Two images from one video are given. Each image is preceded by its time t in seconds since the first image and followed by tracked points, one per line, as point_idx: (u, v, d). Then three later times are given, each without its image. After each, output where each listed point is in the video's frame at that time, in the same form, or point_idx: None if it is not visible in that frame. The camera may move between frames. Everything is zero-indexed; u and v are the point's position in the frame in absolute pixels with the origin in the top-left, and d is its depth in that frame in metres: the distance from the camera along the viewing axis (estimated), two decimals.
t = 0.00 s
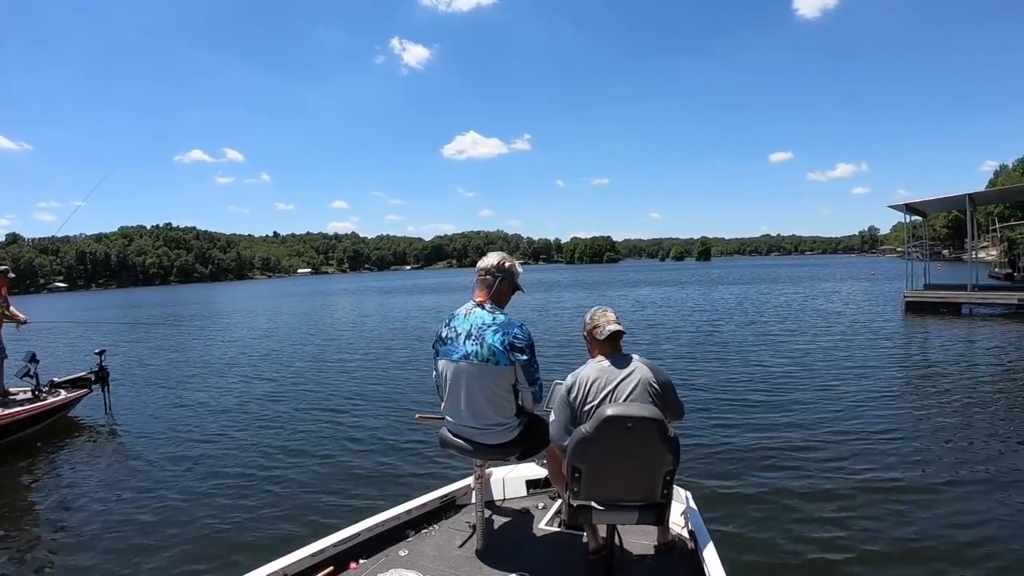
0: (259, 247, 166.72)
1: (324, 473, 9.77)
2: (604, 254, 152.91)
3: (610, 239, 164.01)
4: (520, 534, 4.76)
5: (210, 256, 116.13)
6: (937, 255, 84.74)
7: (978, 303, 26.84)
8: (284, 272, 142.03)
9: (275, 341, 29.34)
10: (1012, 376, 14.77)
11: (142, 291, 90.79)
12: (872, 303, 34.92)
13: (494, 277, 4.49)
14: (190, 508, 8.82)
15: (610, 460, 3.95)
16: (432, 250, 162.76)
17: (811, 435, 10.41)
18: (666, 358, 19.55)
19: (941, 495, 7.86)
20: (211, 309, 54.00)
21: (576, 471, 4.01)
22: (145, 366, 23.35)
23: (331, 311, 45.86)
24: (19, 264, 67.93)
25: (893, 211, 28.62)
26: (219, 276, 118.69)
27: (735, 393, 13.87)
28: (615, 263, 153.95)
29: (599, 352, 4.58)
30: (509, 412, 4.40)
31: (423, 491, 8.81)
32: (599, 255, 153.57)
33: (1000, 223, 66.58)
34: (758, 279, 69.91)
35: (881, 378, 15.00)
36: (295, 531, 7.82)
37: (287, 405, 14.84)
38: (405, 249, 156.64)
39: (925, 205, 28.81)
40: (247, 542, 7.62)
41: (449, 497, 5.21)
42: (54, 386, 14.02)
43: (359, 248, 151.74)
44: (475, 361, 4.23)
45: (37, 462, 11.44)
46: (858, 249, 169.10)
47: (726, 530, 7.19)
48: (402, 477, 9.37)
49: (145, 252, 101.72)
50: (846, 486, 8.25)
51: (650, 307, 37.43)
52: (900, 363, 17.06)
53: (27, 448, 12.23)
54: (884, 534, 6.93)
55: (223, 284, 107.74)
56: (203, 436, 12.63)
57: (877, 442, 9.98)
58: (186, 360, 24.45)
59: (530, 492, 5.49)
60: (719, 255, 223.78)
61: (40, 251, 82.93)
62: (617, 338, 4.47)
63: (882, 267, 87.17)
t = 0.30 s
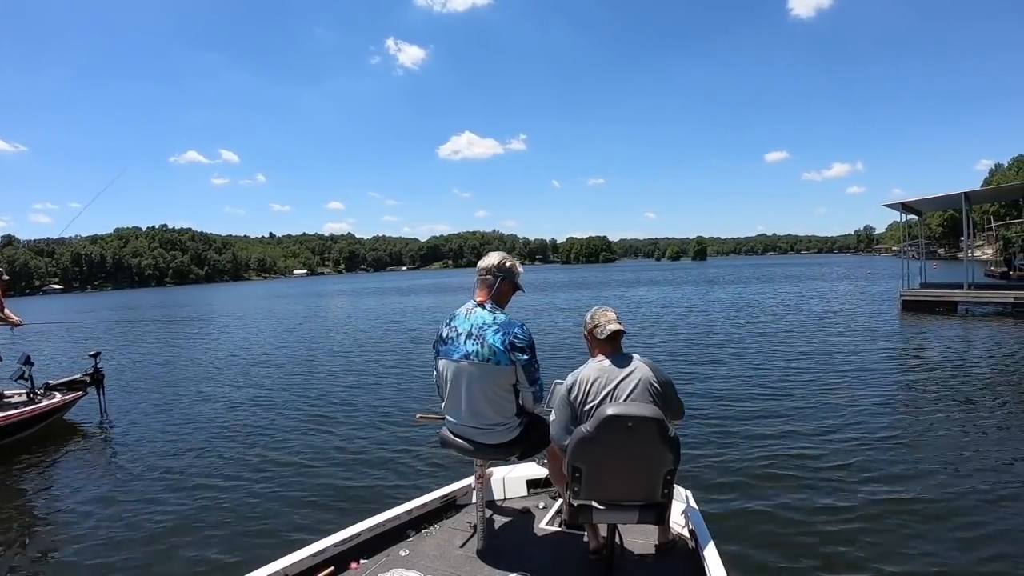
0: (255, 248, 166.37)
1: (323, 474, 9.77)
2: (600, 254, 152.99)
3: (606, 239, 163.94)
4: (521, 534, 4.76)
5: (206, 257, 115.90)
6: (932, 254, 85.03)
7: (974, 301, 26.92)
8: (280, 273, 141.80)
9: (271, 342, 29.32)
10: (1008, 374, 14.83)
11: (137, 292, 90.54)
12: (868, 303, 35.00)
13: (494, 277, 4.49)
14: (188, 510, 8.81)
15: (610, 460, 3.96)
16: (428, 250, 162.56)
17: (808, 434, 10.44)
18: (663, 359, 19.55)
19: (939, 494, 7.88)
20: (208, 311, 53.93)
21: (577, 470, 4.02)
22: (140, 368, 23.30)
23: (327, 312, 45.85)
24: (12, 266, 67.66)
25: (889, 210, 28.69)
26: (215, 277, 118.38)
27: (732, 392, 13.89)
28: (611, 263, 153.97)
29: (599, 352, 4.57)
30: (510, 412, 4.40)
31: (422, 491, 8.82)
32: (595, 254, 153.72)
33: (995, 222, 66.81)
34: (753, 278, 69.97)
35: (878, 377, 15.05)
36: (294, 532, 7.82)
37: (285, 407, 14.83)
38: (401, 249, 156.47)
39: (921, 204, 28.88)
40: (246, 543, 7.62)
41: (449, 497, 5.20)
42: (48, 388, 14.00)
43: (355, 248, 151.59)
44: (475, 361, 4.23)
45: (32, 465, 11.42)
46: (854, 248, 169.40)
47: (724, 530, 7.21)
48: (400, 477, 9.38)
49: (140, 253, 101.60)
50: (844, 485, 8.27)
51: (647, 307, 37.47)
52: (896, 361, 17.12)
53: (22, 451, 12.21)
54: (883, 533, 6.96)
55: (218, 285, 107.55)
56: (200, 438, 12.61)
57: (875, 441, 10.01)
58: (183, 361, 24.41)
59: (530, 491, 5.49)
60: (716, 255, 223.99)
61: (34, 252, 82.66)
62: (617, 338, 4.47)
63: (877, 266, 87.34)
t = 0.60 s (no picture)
0: (251, 248, 166.22)
1: (322, 475, 9.77)
2: (596, 254, 153.15)
3: (602, 239, 164.06)
4: (523, 534, 4.77)
5: (202, 258, 115.79)
6: (928, 255, 85.32)
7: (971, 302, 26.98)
8: (277, 274, 141.69)
9: (267, 343, 29.31)
10: (1004, 375, 14.89)
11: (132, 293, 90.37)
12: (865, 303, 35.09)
13: (496, 277, 4.49)
14: (186, 511, 8.79)
15: (612, 460, 3.96)
16: (425, 250, 162.48)
17: (807, 435, 10.46)
18: (660, 360, 19.60)
19: (938, 494, 7.91)
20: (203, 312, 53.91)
21: (579, 470, 4.02)
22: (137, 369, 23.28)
23: (324, 313, 45.83)
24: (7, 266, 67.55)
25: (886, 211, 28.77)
26: (211, 278, 118.26)
27: (730, 393, 13.92)
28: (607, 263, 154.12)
29: (601, 351, 4.58)
30: (511, 412, 4.40)
31: (421, 492, 8.82)
32: (591, 255, 153.90)
33: (990, 222, 67.06)
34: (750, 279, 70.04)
35: (875, 377, 15.09)
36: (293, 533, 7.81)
37: (283, 407, 14.84)
38: (398, 250, 156.43)
39: (917, 204, 28.98)
40: (245, 544, 7.61)
41: (451, 497, 5.20)
42: (43, 390, 13.97)
43: (352, 249, 151.55)
44: (477, 362, 4.23)
45: (27, 466, 11.42)
46: (851, 249, 169.76)
47: (724, 530, 7.22)
48: (399, 478, 9.38)
49: (136, 254, 101.55)
50: (842, 485, 8.29)
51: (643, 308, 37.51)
52: (892, 362, 17.17)
53: (17, 453, 12.19)
54: (882, 532, 6.97)
55: (214, 286, 107.44)
56: (198, 439, 12.59)
57: (873, 441, 10.03)
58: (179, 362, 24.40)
59: (531, 491, 5.50)
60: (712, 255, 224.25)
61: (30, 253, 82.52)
62: (619, 338, 4.47)
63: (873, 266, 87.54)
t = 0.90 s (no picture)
0: (247, 249, 166.12)
1: (320, 476, 9.77)
2: (592, 255, 153.31)
3: (598, 240, 164.18)
4: (523, 534, 4.76)
5: (198, 258, 115.66)
6: (924, 255, 85.49)
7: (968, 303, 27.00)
8: (273, 274, 141.61)
9: (263, 343, 29.30)
10: (1000, 376, 14.93)
11: (127, 293, 90.25)
12: (861, 304, 35.11)
13: (496, 277, 4.49)
14: (184, 512, 8.78)
15: (612, 460, 3.96)
16: (421, 250, 162.38)
17: (804, 435, 10.48)
18: (657, 361, 19.60)
19: (935, 495, 7.93)
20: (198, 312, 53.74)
21: (579, 471, 4.02)
22: (132, 370, 23.24)
23: (321, 313, 45.82)
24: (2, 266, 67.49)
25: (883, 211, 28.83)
26: (206, 278, 118.12)
27: (727, 393, 13.94)
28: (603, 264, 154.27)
29: (601, 351, 4.58)
30: (511, 412, 4.39)
31: (418, 493, 8.82)
32: (587, 256, 154.08)
33: (986, 223, 67.17)
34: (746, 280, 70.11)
35: (871, 378, 15.12)
36: (290, 534, 7.81)
37: (280, 408, 14.81)
38: (394, 250, 156.36)
39: (914, 205, 29.03)
40: (242, 546, 7.60)
41: (451, 498, 5.20)
42: (37, 391, 13.93)
43: (348, 249, 151.48)
44: (477, 362, 4.23)
45: (21, 468, 11.38)
46: (847, 249, 170.24)
47: (722, 530, 7.22)
48: (397, 479, 9.37)
49: (131, 254, 101.42)
50: (840, 486, 8.31)
51: (640, 309, 37.52)
52: (889, 363, 17.19)
53: (10, 454, 12.14)
54: (880, 533, 7.00)
55: (210, 286, 107.29)
56: (195, 440, 12.56)
57: (871, 442, 10.05)
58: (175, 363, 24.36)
59: (532, 492, 5.50)
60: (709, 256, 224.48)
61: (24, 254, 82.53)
62: (618, 338, 4.47)
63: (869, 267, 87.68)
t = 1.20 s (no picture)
0: (244, 249, 165.91)
1: (319, 476, 9.76)
2: (589, 255, 153.44)
3: (595, 240, 164.28)
4: (523, 534, 4.76)
5: (194, 258, 115.45)
6: (920, 256, 85.63)
7: (964, 304, 27.08)
8: (269, 274, 141.45)
9: (259, 343, 29.23)
10: (995, 376, 14.98)
11: (122, 293, 90.02)
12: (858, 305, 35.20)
13: (496, 278, 4.49)
14: (180, 513, 8.76)
15: (612, 461, 3.96)
16: (417, 250, 162.30)
17: (801, 436, 10.50)
18: (655, 362, 19.61)
19: (931, 495, 7.96)
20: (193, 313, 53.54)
21: (579, 471, 4.02)
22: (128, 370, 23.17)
23: (317, 313, 45.76)
24: None
25: (879, 212, 28.87)
26: (202, 278, 117.93)
27: (724, 394, 13.96)
28: (600, 264, 154.44)
29: (600, 352, 4.58)
30: (511, 412, 4.39)
31: (416, 494, 8.83)
32: (583, 256, 154.27)
33: (983, 224, 67.34)
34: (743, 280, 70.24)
35: (867, 379, 15.16)
36: (288, 535, 7.80)
37: (277, 408, 14.79)
38: (390, 250, 156.26)
39: (910, 205, 29.06)
40: (240, 547, 7.59)
41: (451, 498, 5.19)
42: (31, 392, 13.88)
43: (344, 249, 151.39)
44: (477, 362, 4.22)
45: (16, 469, 11.33)
46: (843, 249, 170.51)
47: (721, 531, 7.23)
48: (396, 479, 9.37)
49: (127, 254, 101.18)
50: (837, 486, 8.33)
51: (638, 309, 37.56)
52: (886, 363, 17.24)
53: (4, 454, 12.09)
54: (878, 534, 7.02)
55: (205, 287, 107.07)
56: (191, 440, 12.53)
57: (868, 442, 10.09)
58: (171, 363, 24.29)
59: (532, 492, 5.50)
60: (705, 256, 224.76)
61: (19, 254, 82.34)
62: (618, 339, 4.47)
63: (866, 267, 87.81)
